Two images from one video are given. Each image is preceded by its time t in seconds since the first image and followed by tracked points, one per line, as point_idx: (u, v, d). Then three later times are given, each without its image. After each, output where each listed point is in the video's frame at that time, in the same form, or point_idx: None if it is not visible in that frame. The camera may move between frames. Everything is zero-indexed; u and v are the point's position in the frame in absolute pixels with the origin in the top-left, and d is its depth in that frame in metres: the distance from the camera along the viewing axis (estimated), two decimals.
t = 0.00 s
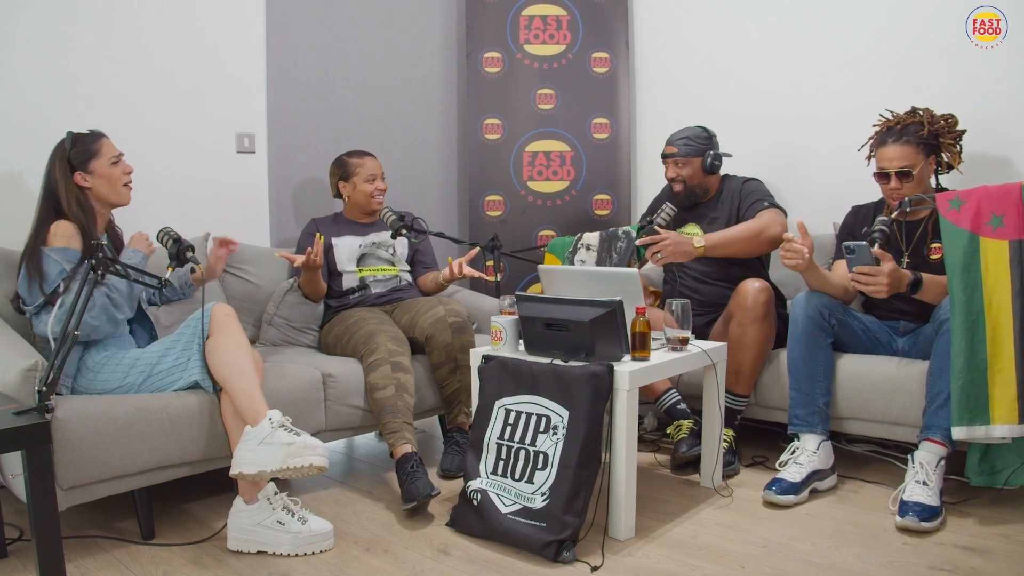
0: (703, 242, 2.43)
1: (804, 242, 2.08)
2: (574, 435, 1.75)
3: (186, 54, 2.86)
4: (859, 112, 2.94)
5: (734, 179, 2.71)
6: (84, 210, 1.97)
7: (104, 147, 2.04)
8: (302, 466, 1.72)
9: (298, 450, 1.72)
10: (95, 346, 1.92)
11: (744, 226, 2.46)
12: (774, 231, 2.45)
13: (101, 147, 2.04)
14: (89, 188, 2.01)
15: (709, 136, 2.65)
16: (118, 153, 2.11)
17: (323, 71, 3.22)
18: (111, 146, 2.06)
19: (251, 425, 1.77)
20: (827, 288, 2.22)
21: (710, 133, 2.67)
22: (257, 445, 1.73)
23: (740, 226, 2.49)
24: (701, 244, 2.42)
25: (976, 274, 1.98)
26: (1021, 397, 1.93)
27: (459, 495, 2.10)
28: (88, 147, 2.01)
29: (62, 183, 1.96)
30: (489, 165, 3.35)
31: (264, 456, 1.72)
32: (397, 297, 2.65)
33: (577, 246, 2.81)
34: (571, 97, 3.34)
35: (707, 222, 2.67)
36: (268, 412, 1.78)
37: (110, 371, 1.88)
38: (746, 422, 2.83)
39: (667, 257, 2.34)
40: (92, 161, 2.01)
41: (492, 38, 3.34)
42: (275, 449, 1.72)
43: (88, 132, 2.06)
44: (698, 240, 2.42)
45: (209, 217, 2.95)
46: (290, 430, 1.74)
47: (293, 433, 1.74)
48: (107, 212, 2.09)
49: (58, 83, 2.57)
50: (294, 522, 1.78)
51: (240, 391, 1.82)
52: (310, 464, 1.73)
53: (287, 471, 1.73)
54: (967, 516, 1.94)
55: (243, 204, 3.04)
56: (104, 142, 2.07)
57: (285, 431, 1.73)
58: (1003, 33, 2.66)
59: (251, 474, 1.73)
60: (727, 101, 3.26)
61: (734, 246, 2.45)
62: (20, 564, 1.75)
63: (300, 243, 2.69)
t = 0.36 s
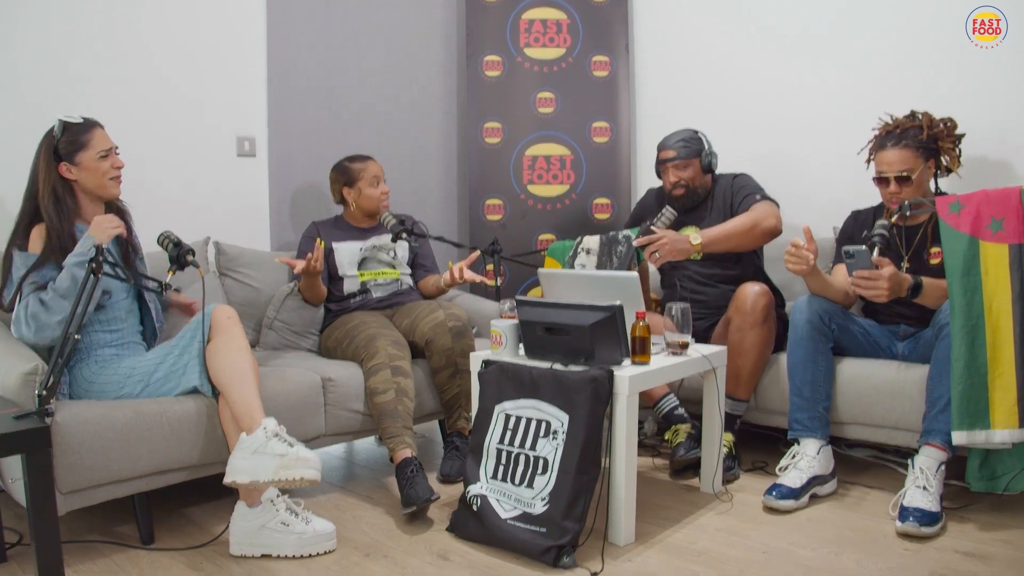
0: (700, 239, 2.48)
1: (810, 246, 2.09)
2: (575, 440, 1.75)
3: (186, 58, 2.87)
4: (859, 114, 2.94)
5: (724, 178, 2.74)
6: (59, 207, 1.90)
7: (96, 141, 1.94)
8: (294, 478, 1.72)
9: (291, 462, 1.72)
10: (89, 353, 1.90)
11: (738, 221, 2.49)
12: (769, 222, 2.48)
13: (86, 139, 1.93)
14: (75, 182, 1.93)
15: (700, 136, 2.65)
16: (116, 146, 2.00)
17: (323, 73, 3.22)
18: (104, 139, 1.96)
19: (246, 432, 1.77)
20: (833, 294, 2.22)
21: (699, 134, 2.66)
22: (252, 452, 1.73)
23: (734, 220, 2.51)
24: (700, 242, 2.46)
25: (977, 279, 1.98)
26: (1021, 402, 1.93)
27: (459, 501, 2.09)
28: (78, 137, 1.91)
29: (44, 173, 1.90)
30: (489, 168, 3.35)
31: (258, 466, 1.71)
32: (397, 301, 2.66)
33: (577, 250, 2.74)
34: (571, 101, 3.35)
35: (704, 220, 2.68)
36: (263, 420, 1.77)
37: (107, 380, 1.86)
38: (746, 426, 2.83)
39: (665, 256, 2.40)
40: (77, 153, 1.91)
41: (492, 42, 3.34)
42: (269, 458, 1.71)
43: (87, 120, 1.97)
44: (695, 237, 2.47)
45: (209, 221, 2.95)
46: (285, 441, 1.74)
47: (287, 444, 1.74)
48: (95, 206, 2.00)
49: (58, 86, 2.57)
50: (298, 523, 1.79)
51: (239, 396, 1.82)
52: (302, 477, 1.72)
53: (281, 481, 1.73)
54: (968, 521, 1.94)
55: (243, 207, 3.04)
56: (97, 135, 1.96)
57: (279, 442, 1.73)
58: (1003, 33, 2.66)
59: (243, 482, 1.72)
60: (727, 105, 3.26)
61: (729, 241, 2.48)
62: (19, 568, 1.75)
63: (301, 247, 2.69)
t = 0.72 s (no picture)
0: (711, 252, 2.46)
1: (810, 258, 2.08)
2: (574, 449, 1.75)
3: (189, 68, 2.89)
4: (858, 122, 2.95)
5: (728, 186, 2.75)
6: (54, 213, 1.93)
7: (99, 152, 1.95)
8: (297, 492, 1.73)
9: (293, 476, 1.73)
10: (89, 360, 1.92)
11: (749, 236, 2.50)
12: (778, 239, 2.50)
13: (92, 146, 1.95)
14: (75, 187, 1.95)
15: (702, 142, 2.66)
16: (117, 158, 2.01)
17: (325, 81, 3.24)
18: (108, 151, 1.97)
19: (248, 445, 1.77)
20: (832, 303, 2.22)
21: (700, 138, 2.67)
22: (253, 465, 1.73)
23: (743, 236, 2.52)
24: (711, 253, 2.44)
25: (976, 288, 1.99)
26: (1021, 411, 1.93)
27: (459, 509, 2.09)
28: (83, 147, 1.93)
29: (45, 177, 1.93)
30: (489, 178, 3.37)
31: (260, 478, 1.72)
32: (398, 311, 2.66)
33: (577, 259, 2.78)
34: (571, 111, 3.36)
35: (706, 228, 2.69)
36: (264, 434, 1.77)
37: (107, 389, 1.87)
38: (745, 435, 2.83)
39: (676, 270, 2.39)
40: (79, 162, 1.93)
41: (492, 53, 3.36)
42: (272, 471, 1.72)
43: (93, 129, 1.98)
44: (706, 249, 2.44)
45: (209, 230, 2.97)
46: (288, 454, 1.74)
47: (290, 457, 1.75)
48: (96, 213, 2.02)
49: (61, 95, 2.59)
50: (304, 529, 1.81)
51: (240, 407, 1.82)
52: (305, 490, 1.74)
53: (282, 495, 1.74)
54: (969, 529, 1.94)
55: (244, 216, 3.06)
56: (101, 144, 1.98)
57: (282, 455, 1.73)
58: (1003, 33, 2.68)
59: (247, 495, 1.72)
60: (726, 113, 3.28)
61: (738, 257, 2.49)
62: None
63: (299, 260, 2.69)
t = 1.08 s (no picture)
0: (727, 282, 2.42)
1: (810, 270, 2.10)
2: (574, 461, 1.75)
3: (191, 82, 2.91)
4: (857, 134, 2.97)
5: (741, 202, 2.74)
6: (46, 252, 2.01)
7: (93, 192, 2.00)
8: (294, 493, 1.72)
9: (292, 477, 1.72)
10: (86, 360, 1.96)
11: (764, 262, 2.49)
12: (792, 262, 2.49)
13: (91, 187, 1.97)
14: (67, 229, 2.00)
15: (712, 159, 2.69)
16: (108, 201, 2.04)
17: (326, 94, 3.26)
18: (101, 198, 2.02)
19: (245, 447, 1.77)
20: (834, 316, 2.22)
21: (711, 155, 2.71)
22: (250, 468, 1.73)
23: (758, 261, 2.51)
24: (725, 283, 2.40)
25: (975, 300, 1.99)
26: (1021, 424, 1.93)
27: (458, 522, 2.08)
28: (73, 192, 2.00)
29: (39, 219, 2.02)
30: (489, 191, 3.38)
31: (257, 480, 1.71)
32: (397, 323, 2.66)
33: (576, 272, 2.82)
34: (571, 124, 3.38)
35: (713, 241, 2.70)
36: (263, 436, 1.78)
37: (105, 392, 1.89)
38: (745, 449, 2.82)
39: (695, 298, 2.36)
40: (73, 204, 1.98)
41: (492, 66, 3.38)
42: (269, 473, 1.71)
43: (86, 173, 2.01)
44: (721, 278, 2.40)
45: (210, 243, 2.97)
46: (285, 455, 1.74)
47: (288, 458, 1.74)
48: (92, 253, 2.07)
49: (63, 108, 2.61)
50: (304, 542, 1.80)
51: (240, 419, 1.82)
52: (302, 491, 1.73)
53: (280, 497, 1.73)
54: (970, 543, 1.93)
55: (245, 228, 3.07)
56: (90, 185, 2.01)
57: (279, 456, 1.73)
58: (1003, 33, 2.69)
59: (243, 497, 1.72)
60: (725, 126, 3.30)
61: (753, 283, 2.47)
62: None
63: (298, 273, 2.70)
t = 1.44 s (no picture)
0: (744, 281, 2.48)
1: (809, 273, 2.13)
2: (574, 470, 1.75)
3: (192, 91, 2.92)
4: (857, 142, 2.98)
5: (755, 212, 2.75)
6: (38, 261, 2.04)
7: (81, 203, 2.08)
8: (286, 518, 1.72)
9: (285, 502, 1.72)
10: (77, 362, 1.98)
11: (775, 265, 2.52)
12: (803, 265, 2.53)
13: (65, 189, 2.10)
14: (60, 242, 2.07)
15: (736, 169, 2.73)
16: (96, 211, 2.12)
17: (327, 102, 3.27)
18: (89, 205, 2.10)
19: (242, 467, 1.77)
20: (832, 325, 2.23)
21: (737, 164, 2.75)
22: (245, 487, 1.73)
23: (770, 264, 2.53)
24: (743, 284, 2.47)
25: (975, 309, 1.99)
26: (1021, 433, 1.93)
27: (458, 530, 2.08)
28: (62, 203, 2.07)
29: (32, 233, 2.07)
30: (490, 199, 3.39)
31: (252, 501, 1.72)
32: (396, 331, 2.67)
33: (576, 281, 2.82)
34: (571, 133, 3.39)
35: (721, 240, 2.70)
36: (258, 456, 1.77)
37: (103, 400, 1.90)
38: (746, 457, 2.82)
39: (713, 302, 2.44)
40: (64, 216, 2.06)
41: (492, 75, 3.40)
42: (263, 496, 1.72)
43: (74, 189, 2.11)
44: (739, 279, 2.47)
45: (209, 251, 2.98)
46: (280, 479, 1.74)
47: (283, 482, 1.74)
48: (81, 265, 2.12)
49: (64, 116, 2.62)
50: (302, 551, 1.79)
51: (240, 429, 1.82)
52: (294, 517, 1.72)
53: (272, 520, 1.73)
54: (970, 552, 1.93)
55: (246, 236, 3.07)
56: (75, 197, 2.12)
57: (274, 479, 1.73)
58: (1003, 33, 2.70)
59: (239, 516, 1.73)
60: (725, 133, 3.31)
61: (765, 285, 2.49)
62: None
63: (299, 280, 2.70)
